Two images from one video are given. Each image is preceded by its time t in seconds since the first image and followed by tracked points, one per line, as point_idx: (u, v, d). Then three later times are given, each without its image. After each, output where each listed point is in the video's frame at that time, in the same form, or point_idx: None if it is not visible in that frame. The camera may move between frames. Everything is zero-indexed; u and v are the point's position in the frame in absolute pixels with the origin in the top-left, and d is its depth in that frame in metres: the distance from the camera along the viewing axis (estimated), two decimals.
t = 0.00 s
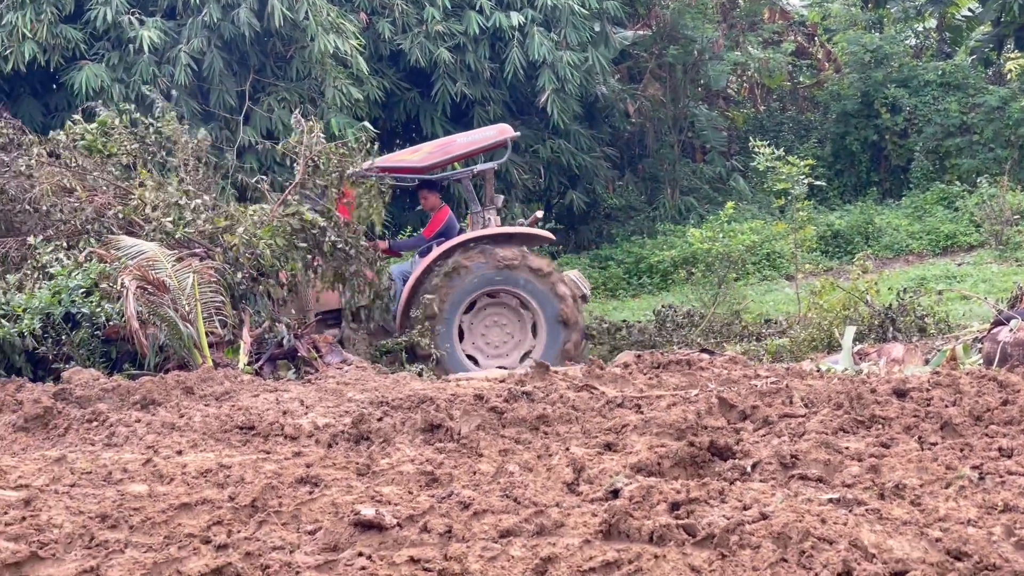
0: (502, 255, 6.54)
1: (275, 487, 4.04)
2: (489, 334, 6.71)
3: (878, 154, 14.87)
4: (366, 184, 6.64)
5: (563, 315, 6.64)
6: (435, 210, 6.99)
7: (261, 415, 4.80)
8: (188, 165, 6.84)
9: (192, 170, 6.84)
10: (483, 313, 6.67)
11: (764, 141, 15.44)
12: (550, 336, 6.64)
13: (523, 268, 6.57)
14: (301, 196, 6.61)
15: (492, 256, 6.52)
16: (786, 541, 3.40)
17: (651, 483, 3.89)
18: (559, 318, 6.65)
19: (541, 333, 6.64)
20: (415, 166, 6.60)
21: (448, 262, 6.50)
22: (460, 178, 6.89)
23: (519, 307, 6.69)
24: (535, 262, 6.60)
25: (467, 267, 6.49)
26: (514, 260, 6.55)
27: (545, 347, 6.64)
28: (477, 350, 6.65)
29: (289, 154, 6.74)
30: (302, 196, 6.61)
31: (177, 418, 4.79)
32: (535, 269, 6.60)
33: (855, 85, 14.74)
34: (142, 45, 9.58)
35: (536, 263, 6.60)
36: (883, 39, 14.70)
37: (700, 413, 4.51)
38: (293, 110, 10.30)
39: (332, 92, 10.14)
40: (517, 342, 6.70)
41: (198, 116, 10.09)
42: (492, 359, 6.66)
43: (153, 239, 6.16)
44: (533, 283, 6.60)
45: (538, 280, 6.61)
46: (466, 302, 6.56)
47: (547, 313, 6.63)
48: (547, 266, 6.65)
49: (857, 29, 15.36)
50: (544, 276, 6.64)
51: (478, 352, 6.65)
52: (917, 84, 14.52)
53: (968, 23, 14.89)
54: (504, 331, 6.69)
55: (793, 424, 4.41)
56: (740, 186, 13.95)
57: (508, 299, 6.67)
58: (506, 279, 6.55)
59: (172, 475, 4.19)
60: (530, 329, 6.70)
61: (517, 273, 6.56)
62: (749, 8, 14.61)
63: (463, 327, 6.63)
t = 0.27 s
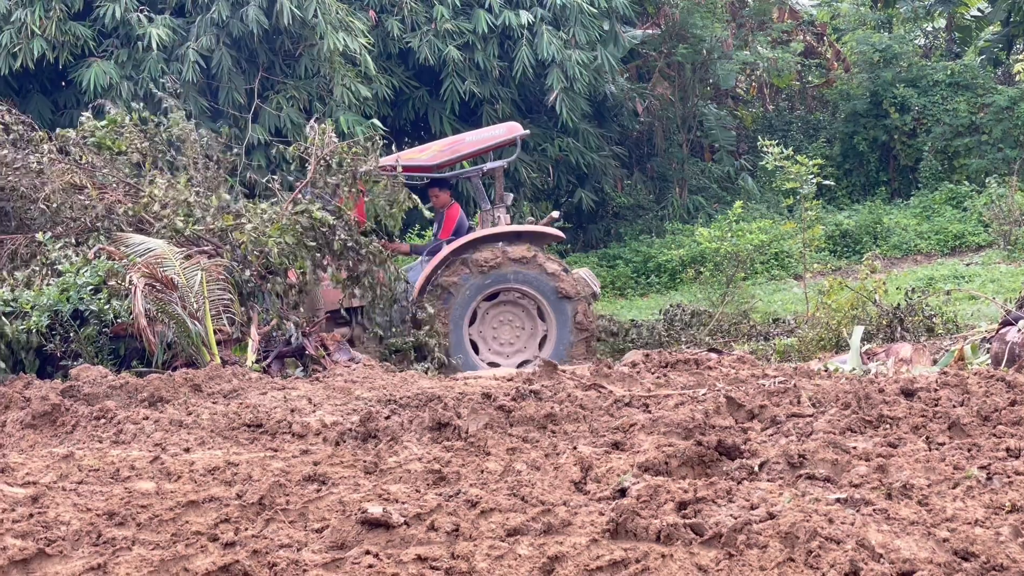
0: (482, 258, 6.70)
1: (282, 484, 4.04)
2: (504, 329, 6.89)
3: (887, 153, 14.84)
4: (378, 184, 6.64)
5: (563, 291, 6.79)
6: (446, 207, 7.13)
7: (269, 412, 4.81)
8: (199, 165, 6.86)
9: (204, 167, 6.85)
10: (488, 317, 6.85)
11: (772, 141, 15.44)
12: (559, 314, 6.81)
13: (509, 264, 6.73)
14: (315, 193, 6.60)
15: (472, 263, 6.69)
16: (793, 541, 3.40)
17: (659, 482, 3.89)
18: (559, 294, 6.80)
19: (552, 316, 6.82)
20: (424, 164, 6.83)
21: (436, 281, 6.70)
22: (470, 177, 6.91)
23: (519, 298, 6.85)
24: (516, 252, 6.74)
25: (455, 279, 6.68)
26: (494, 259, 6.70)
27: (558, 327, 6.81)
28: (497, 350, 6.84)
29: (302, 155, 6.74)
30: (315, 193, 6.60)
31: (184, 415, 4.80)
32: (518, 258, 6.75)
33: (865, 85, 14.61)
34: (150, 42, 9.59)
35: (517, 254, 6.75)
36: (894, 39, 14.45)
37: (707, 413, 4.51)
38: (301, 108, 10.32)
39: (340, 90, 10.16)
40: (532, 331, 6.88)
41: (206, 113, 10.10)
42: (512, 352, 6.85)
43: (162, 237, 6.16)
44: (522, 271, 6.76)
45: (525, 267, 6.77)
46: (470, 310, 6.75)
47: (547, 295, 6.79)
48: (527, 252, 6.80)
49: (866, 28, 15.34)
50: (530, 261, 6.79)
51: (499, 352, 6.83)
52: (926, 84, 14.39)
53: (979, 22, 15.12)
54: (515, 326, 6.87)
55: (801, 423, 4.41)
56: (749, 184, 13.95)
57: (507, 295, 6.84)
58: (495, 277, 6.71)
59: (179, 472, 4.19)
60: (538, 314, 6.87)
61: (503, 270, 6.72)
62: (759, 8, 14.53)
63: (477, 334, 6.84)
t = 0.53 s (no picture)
0: (515, 255, 6.65)
1: (289, 484, 4.04)
2: (523, 331, 6.82)
3: (894, 156, 14.82)
4: (394, 185, 6.66)
5: (589, 300, 6.75)
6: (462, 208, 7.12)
7: (276, 412, 4.82)
8: (224, 168, 6.87)
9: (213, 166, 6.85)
10: (510, 316, 6.80)
11: (779, 143, 15.45)
12: (582, 323, 6.76)
13: (541, 264, 6.69)
14: (325, 193, 6.61)
15: (505, 258, 6.64)
16: (799, 543, 3.40)
17: (665, 482, 3.88)
18: (585, 302, 6.75)
19: (574, 323, 6.76)
20: (444, 164, 6.77)
21: (465, 271, 6.63)
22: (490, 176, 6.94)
23: (543, 301, 6.80)
24: (548, 254, 6.70)
25: (485, 272, 6.61)
26: (526, 257, 6.66)
27: (579, 334, 6.76)
28: (514, 350, 6.77)
29: (314, 154, 6.72)
30: (325, 193, 6.61)
31: (191, 414, 4.80)
32: (550, 261, 6.71)
33: (873, 86, 14.74)
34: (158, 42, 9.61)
35: (550, 256, 6.71)
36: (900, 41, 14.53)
37: (714, 414, 4.51)
38: (309, 108, 10.32)
39: (348, 91, 10.17)
40: (551, 335, 6.82)
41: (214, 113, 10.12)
42: (529, 355, 6.78)
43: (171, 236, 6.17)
44: (551, 274, 6.72)
45: (555, 271, 6.73)
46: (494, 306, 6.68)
47: (573, 300, 6.74)
48: (560, 254, 6.76)
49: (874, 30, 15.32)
50: (561, 266, 6.75)
51: (514, 352, 6.76)
52: (933, 87, 14.46)
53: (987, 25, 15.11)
54: (536, 328, 6.82)
55: (808, 425, 4.41)
56: (755, 187, 13.94)
57: (532, 296, 6.79)
58: (522, 276, 6.67)
59: (186, 471, 4.20)
60: (560, 319, 6.81)
61: (533, 269, 6.68)
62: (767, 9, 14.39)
63: (496, 332, 6.77)
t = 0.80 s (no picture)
0: (537, 254, 6.66)
1: (295, 486, 4.04)
2: (537, 331, 6.82)
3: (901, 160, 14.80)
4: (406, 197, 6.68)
5: (607, 307, 6.74)
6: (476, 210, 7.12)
7: (282, 414, 4.82)
8: (246, 172, 6.76)
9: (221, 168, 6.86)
10: (526, 315, 6.80)
11: (786, 147, 15.45)
12: (597, 330, 6.75)
13: (562, 266, 6.69)
14: (333, 196, 6.62)
15: (527, 257, 6.65)
16: (805, 548, 3.39)
17: (671, 486, 3.88)
18: (603, 309, 6.74)
19: (589, 328, 6.75)
20: (457, 166, 6.73)
21: (487, 265, 6.64)
22: (502, 178, 6.95)
23: (560, 303, 6.80)
24: (571, 257, 6.70)
25: (505, 268, 6.62)
26: (549, 258, 6.66)
27: (593, 340, 6.76)
28: (526, 350, 6.77)
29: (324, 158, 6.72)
30: (333, 196, 6.62)
31: (197, 416, 4.80)
32: (572, 265, 6.71)
33: (880, 92, 14.62)
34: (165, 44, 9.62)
35: (573, 259, 6.71)
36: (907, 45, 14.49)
37: (720, 418, 4.51)
38: (315, 111, 10.33)
39: (355, 93, 10.18)
40: (565, 337, 6.82)
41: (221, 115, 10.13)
42: (541, 356, 6.77)
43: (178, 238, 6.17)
44: (571, 277, 6.71)
45: (576, 275, 6.72)
46: (511, 303, 6.68)
47: (591, 305, 6.73)
48: (582, 259, 6.76)
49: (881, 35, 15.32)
50: (583, 270, 6.75)
51: (526, 351, 6.76)
52: (940, 91, 14.43)
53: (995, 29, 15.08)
54: (550, 329, 6.82)
55: (814, 429, 4.41)
56: (762, 190, 13.93)
57: (550, 297, 6.78)
58: (543, 276, 6.66)
59: (192, 473, 4.20)
60: (576, 323, 6.81)
61: (554, 271, 6.68)
62: (774, 13, 14.34)
63: (511, 329, 6.77)
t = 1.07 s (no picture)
0: (539, 260, 6.66)
1: (299, 490, 4.03)
2: (541, 338, 6.82)
3: (906, 167, 14.80)
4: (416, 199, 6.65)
5: (610, 312, 6.74)
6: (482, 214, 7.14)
7: (286, 418, 4.81)
8: (248, 177, 6.79)
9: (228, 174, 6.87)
10: (529, 321, 6.80)
11: (792, 153, 15.47)
12: (601, 335, 6.75)
13: (565, 272, 6.69)
14: (339, 201, 6.61)
15: (529, 263, 6.65)
16: (810, 555, 3.38)
17: (676, 492, 3.87)
18: (606, 315, 6.74)
19: (592, 333, 6.75)
20: (462, 170, 6.81)
21: (490, 272, 6.64)
22: (507, 184, 6.95)
23: (563, 309, 6.80)
24: (574, 263, 6.71)
25: (508, 275, 6.62)
26: (552, 264, 6.66)
27: (597, 346, 6.75)
28: (530, 356, 6.76)
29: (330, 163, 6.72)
30: (339, 201, 6.61)
31: (201, 420, 4.80)
32: (575, 271, 6.71)
33: (886, 98, 14.58)
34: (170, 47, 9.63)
35: (576, 265, 6.72)
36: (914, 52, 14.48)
37: (725, 424, 4.50)
38: (320, 115, 10.32)
39: (360, 97, 10.18)
40: (568, 343, 6.81)
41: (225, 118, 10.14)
42: (545, 362, 6.77)
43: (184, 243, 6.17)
44: (574, 283, 6.71)
45: (578, 280, 6.73)
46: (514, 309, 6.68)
47: (594, 311, 6.73)
48: (585, 264, 6.77)
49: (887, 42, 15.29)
50: (585, 276, 6.75)
51: (530, 357, 6.76)
52: (946, 98, 14.42)
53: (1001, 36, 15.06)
54: (554, 335, 6.82)
55: (819, 436, 4.40)
56: (767, 196, 13.93)
57: (553, 302, 6.79)
58: (546, 282, 6.66)
59: (196, 477, 4.19)
60: (580, 328, 6.81)
61: (557, 277, 6.68)
62: (780, 18, 14.39)
63: (514, 336, 6.77)
